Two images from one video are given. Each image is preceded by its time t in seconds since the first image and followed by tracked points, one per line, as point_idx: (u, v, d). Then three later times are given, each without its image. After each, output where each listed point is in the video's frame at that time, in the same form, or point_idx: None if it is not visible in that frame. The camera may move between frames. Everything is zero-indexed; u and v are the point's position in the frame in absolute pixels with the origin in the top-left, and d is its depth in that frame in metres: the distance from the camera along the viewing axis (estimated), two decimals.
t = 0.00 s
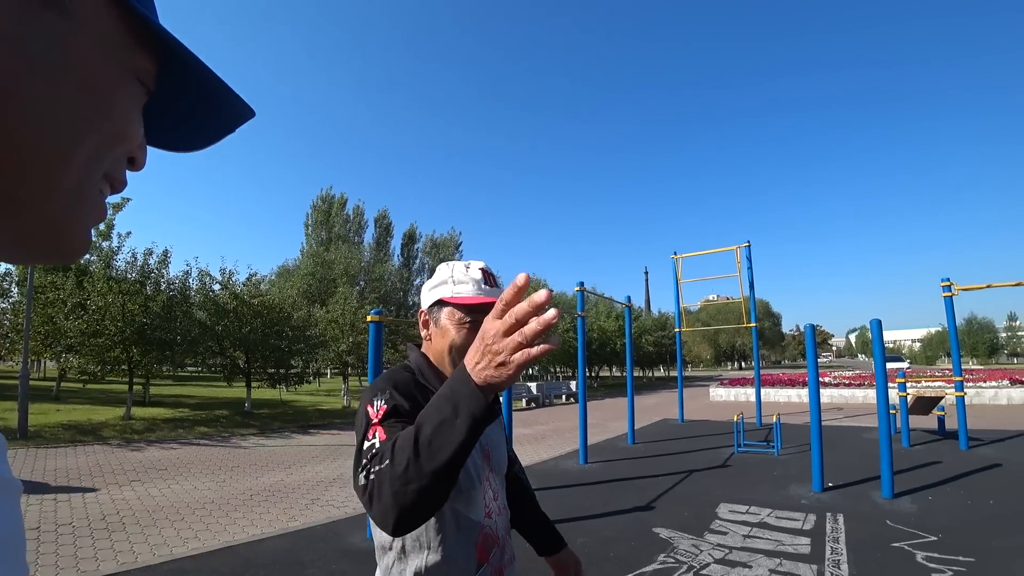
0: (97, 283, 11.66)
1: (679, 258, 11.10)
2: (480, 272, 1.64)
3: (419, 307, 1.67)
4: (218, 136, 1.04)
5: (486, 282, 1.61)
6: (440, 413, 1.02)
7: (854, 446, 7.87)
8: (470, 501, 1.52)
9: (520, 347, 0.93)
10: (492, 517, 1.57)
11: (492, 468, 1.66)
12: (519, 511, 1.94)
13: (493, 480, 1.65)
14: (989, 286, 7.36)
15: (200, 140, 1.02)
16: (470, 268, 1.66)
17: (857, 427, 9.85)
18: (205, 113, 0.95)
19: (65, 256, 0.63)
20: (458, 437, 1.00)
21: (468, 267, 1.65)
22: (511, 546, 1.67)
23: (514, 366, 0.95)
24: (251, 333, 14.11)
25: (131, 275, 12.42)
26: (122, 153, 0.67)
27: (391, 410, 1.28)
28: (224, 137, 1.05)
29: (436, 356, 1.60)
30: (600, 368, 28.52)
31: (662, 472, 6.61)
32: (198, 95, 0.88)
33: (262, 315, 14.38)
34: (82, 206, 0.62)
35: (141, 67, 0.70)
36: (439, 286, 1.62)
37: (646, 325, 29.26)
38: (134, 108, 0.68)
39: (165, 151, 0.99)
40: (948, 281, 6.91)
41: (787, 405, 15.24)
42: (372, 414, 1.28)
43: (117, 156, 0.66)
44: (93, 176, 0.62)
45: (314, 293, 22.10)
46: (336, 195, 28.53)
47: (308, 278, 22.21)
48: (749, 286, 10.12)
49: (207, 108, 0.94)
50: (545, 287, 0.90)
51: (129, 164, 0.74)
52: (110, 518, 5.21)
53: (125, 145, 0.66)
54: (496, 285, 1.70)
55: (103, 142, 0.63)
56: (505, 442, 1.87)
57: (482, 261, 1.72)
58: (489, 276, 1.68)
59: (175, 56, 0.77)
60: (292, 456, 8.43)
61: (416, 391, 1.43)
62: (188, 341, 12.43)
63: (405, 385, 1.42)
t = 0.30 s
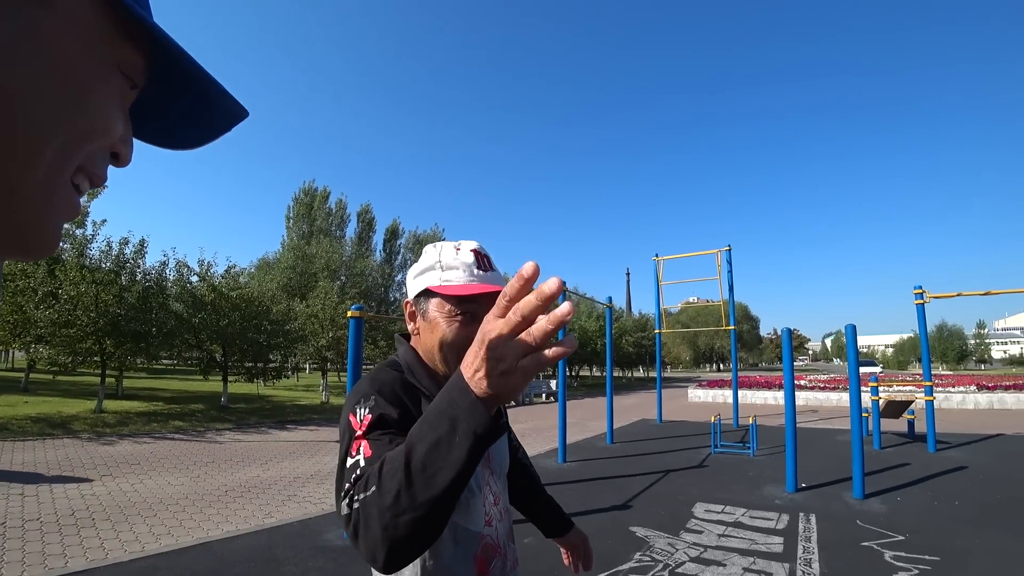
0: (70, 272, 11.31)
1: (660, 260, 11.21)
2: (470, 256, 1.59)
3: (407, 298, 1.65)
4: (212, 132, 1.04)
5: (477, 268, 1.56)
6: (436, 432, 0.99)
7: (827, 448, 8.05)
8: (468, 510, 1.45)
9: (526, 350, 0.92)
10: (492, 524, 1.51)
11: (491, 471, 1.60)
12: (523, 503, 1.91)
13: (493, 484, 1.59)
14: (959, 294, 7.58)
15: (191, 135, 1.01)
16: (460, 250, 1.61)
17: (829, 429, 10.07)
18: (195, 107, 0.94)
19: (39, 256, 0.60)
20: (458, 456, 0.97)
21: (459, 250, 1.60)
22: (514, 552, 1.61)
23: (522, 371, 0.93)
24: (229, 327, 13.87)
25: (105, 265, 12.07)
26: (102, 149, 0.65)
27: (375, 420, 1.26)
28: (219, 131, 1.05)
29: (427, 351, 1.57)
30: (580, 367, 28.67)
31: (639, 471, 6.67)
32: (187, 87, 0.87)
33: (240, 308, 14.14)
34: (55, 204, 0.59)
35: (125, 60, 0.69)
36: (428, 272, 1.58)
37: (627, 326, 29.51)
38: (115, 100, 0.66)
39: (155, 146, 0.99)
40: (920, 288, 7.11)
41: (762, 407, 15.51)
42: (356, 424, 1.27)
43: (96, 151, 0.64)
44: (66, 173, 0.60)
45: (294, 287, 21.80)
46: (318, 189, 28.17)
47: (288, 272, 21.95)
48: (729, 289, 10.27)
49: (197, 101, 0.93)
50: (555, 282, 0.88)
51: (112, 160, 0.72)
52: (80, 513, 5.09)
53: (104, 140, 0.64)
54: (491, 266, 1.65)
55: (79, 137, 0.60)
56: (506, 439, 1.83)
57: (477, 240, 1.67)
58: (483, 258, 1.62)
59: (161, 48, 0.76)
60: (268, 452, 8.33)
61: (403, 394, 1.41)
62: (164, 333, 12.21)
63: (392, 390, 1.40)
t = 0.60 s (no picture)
0: (50, 269, 11.07)
1: (648, 260, 11.29)
2: (455, 252, 1.55)
3: (391, 297, 1.64)
4: (207, 131, 1.05)
5: (461, 264, 1.53)
6: (428, 465, 0.92)
7: (811, 446, 8.17)
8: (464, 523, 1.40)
9: (531, 370, 0.85)
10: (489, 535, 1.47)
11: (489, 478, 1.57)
12: (522, 498, 1.93)
13: (490, 493, 1.56)
14: (939, 295, 7.73)
15: (180, 133, 1.02)
16: (445, 244, 1.58)
17: (814, 428, 10.21)
18: (185, 105, 0.95)
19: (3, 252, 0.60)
20: (451, 489, 0.90)
21: (445, 245, 1.57)
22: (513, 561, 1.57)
23: (527, 393, 0.87)
24: (214, 325, 13.69)
25: (87, 262, 11.84)
26: (77, 146, 0.64)
27: (358, 438, 1.21)
28: (213, 131, 1.05)
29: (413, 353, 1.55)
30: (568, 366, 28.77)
31: (626, 470, 6.71)
32: (174, 88, 0.88)
33: (225, 306, 13.99)
34: (20, 199, 0.59)
35: (110, 59, 0.68)
36: (413, 271, 1.56)
37: (614, 326, 29.65)
38: (91, 95, 0.65)
39: (147, 141, 1.00)
40: (902, 289, 7.23)
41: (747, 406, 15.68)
42: (338, 443, 1.23)
43: (71, 148, 0.63)
44: (26, 163, 0.58)
45: (280, 285, 21.60)
46: (305, 186, 27.94)
47: (274, 270, 21.74)
48: (715, 289, 10.37)
49: (188, 99, 0.93)
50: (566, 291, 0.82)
51: (90, 157, 0.71)
52: (60, 514, 4.99)
53: (79, 136, 0.63)
54: (482, 257, 1.62)
55: (47, 132, 0.59)
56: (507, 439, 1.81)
57: (465, 232, 1.63)
58: (471, 251, 1.59)
59: (147, 45, 0.76)
60: (254, 452, 8.25)
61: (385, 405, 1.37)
62: (147, 331, 12.03)
63: (377, 401, 1.37)
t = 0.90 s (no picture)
0: (36, 274, 10.91)
1: (638, 259, 11.30)
2: (432, 249, 1.56)
3: (369, 301, 1.62)
4: (199, 125, 1.04)
5: (440, 261, 1.53)
6: (390, 555, 0.91)
7: (803, 443, 8.23)
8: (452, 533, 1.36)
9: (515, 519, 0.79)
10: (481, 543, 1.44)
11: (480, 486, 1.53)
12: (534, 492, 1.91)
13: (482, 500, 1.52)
14: (927, 292, 7.82)
15: (171, 129, 1.01)
16: (422, 241, 1.58)
17: (806, 425, 10.29)
18: (175, 98, 0.94)
19: None
20: None
21: (421, 244, 1.56)
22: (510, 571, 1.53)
23: (503, 540, 0.81)
24: (204, 329, 13.57)
25: (74, 266, 11.67)
26: (67, 140, 0.63)
27: (326, 464, 1.18)
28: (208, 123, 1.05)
29: (396, 358, 1.54)
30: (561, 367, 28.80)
31: (620, 470, 6.72)
32: (161, 81, 0.87)
33: (216, 310, 13.89)
34: (12, 193, 0.59)
35: (97, 52, 0.68)
36: (390, 272, 1.55)
37: (606, 326, 29.76)
38: (80, 87, 0.64)
39: (139, 136, 0.99)
40: (890, 287, 7.31)
41: (740, 404, 15.77)
42: (308, 466, 1.21)
43: (61, 143, 0.62)
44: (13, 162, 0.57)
45: (270, 289, 21.47)
46: (295, 189, 27.80)
47: (264, 273, 21.60)
48: (706, 288, 10.41)
49: (172, 91, 0.92)
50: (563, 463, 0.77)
51: (79, 152, 0.70)
52: (51, 523, 4.92)
53: (70, 128, 0.62)
54: (460, 253, 1.61)
55: (33, 126, 0.59)
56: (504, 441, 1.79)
57: (441, 228, 1.62)
58: (449, 247, 1.58)
59: (133, 33, 0.74)
60: (246, 457, 8.18)
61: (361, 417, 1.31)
62: (136, 336, 11.92)
63: (356, 414, 1.32)
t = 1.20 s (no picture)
0: (31, 286, 10.84)
1: (635, 260, 11.32)
2: (406, 252, 1.52)
3: (352, 310, 1.61)
4: (190, 129, 1.04)
5: (413, 263, 1.50)
6: (362, 479, 0.85)
7: (803, 440, 8.24)
8: (446, 536, 1.29)
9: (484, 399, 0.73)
10: (477, 549, 1.37)
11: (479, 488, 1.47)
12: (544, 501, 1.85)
13: (482, 503, 1.46)
14: (922, 286, 7.85)
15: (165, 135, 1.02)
16: (396, 246, 1.56)
17: (805, 421, 10.30)
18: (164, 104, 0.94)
19: None
20: (383, 510, 0.83)
21: (394, 249, 1.53)
22: None
23: (477, 425, 0.75)
24: (201, 338, 13.51)
25: (69, 277, 11.60)
26: (52, 146, 0.63)
27: (310, 440, 1.18)
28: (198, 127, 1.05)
29: (381, 363, 1.52)
30: (559, 368, 28.83)
31: (620, 470, 6.71)
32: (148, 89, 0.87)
33: (212, 318, 13.84)
34: None
35: (84, 57, 0.67)
36: (364, 278, 1.53)
37: (604, 326, 29.84)
38: (65, 93, 0.64)
39: (132, 144, 1.00)
40: (886, 282, 7.34)
41: (739, 403, 15.80)
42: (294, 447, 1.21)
43: (47, 148, 0.62)
44: None
45: (267, 296, 21.42)
46: (290, 196, 27.78)
47: (261, 280, 21.55)
48: (703, 286, 10.42)
49: (160, 96, 0.91)
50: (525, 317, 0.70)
51: (66, 158, 0.70)
52: (49, 536, 4.89)
53: (56, 134, 0.62)
54: (436, 254, 1.56)
55: (17, 131, 0.58)
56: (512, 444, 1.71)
57: (414, 230, 1.58)
58: (422, 250, 1.54)
59: (120, 39, 0.74)
60: (245, 466, 8.14)
61: (346, 407, 1.35)
62: (132, 346, 11.87)
63: (338, 409, 1.33)
